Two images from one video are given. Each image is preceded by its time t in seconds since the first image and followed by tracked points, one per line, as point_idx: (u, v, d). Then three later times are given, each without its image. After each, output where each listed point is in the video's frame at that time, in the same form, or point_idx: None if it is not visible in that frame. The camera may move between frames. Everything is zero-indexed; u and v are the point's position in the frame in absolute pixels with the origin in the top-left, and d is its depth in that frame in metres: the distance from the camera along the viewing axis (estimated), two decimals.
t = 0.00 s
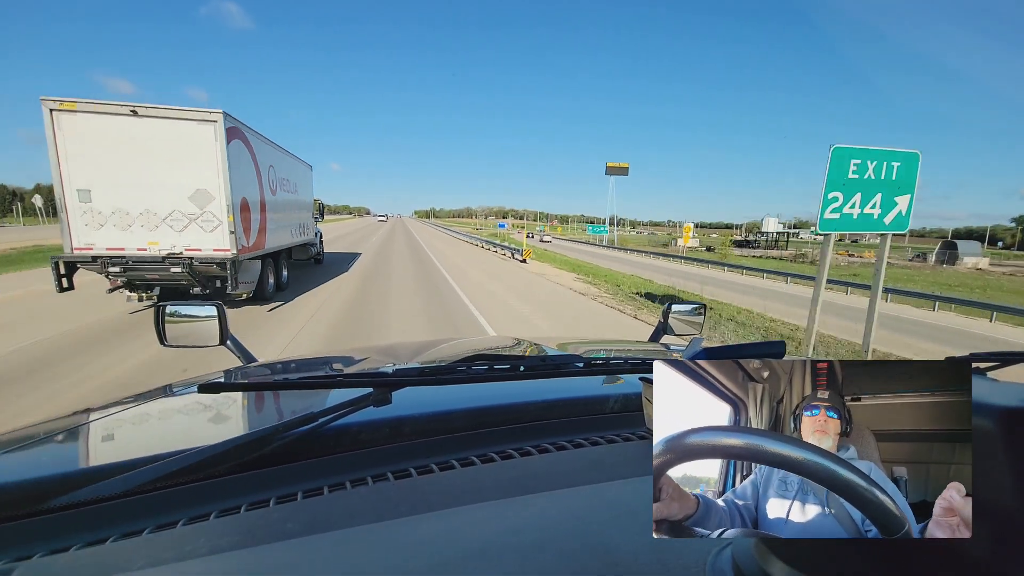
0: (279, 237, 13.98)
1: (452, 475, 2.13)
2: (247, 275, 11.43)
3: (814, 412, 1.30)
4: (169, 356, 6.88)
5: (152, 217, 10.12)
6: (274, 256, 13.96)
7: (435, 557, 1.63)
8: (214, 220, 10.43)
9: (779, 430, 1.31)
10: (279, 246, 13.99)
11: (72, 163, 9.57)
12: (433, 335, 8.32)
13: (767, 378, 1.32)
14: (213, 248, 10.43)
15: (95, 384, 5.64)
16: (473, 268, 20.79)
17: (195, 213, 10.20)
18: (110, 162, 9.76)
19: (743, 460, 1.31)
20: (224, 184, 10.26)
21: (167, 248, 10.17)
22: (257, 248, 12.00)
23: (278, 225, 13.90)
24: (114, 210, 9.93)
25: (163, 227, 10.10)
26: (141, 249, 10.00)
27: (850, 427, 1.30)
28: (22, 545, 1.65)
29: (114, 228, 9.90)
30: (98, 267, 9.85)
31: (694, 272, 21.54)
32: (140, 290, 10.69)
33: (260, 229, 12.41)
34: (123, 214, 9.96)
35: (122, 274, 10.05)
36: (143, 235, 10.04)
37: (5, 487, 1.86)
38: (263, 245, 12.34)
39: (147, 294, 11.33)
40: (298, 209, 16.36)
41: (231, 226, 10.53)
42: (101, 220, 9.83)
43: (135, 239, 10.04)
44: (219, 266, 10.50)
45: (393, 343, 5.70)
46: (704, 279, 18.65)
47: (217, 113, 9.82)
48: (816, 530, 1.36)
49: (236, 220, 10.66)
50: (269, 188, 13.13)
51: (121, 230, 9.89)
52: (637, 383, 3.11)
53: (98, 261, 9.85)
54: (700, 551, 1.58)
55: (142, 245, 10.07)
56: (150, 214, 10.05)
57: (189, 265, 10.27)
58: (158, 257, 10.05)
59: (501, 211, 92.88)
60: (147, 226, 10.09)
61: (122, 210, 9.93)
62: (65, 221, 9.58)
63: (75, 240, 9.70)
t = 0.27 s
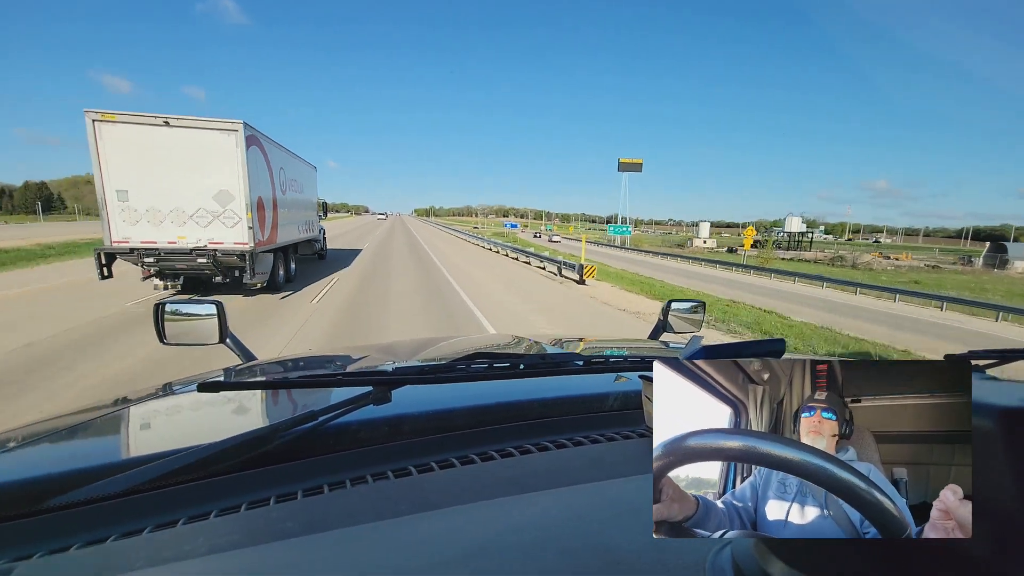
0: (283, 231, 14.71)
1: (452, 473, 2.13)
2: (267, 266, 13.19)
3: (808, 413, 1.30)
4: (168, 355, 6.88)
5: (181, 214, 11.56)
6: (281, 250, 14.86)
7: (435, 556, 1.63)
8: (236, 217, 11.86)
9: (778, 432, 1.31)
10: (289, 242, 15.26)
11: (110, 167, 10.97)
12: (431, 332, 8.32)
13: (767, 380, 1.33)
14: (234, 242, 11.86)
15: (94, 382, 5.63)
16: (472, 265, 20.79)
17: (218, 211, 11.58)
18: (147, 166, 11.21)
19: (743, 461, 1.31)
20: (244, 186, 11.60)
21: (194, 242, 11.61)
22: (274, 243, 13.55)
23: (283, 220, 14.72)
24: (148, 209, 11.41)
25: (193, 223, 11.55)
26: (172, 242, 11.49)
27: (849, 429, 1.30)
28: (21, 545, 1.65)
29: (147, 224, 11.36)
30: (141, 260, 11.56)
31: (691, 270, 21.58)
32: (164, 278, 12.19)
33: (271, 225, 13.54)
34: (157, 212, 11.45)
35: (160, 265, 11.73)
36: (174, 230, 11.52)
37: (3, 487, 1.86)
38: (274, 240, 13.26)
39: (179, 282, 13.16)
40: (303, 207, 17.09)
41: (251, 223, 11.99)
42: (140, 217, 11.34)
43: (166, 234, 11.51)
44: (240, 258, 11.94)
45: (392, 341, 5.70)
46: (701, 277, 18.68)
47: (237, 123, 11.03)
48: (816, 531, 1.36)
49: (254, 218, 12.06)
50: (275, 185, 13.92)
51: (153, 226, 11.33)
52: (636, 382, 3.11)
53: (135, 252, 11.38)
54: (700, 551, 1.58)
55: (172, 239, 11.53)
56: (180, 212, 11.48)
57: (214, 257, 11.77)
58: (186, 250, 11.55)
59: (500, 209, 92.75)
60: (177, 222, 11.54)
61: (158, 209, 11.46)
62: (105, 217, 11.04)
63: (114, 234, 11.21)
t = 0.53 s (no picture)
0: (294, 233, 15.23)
1: (451, 475, 2.13)
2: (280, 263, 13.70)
3: (809, 412, 1.30)
4: (169, 357, 6.88)
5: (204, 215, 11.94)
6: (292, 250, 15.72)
7: (434, 557, 1.63)
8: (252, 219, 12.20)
9: (778, 430, 1.31)
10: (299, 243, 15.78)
11: (140, 171, 11.40)
12: (432, 335, 8.32)
13: (767, 378, 1.32)
14: (252, 243, 12.23)
15: (94, 384, 5.63)
16: (473, 269, 20.79)
17: (237, 213, 11.92)
18: (173, 170, 11.60)
19: (743, 459, 1.31)
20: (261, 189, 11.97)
21: (216, 241, 12.01)
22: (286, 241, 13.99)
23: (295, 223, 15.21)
24: (176, 210, 11.81)
25: (215, 224, 11.93)
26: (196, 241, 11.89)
27: (848, 427, 1.30)
28: (22, 546, 1.65)
29: (174, 225, 11.77)
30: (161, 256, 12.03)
31: (692, 273, 21.58)
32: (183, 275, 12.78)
33: (283, 226, 13.92)
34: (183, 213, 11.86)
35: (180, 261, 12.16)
36: (198, 231, 11.90)
37: (4, 488, 1.86)
38: (285, 240, 13.76)
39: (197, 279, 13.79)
40: (311, 211, 17.63)
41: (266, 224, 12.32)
42: (168, 218, 11.75)
43: (191, 234, 11.90)
44: (256, 255, 12.38)
45: (393, 344, 5.69)
46: (702, 280, 18.67)
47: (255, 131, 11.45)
48: (815, 530, 1.35)
49: (271, 219, 12.43)
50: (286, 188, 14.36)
51: (178, 226, 11.71)
52: (637, 384, 3.11)
53: (164, 251, 11.81)
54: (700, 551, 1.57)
55: (196, 239, 11.93)
56: (202, 214, 11.87)
57: (233, 255, 12.19)
58: (208, 248, 11.93)
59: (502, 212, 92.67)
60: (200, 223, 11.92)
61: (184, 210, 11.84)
62: (136, 218, 11.48)
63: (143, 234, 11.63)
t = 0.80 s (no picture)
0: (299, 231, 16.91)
1: (452, 475, 2.13)
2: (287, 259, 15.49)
3: (807, 413, 1.30)
4: (169, 357, 6.89)
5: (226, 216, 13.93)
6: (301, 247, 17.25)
7: (435, 557, 1.63)
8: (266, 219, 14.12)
9: (778, 431, 1.31)
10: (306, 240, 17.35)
11: (172, 178, 13.39)
12: (431, 335, 8.35)
13: (766, 379, 1.32)
14: (265, 240, 14.16)
15: (95, 384, 5.65)
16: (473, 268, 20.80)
17: (253, 214, 13.89)
18: (204, 177, 13.66)
19: (743, 460, 1.31)
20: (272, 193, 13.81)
21: (236, 238, 13.99)
22: (291, 239, 15.64)
23: (302, 222, 16.91)
24: (198, 211, 13.68)
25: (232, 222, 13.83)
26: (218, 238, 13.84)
27: (847, 428, 1.30)
28: (22, 546, 1.65)
29: (197, 224, 13.66)
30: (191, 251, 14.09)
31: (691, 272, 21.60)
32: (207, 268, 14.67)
33: (290, 226, 15.58)
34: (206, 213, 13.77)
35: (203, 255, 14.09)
36: (219, 229, 13.84)
37: (4, 488, 1.86)
38: (291, 238, 15.47)
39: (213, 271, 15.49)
40: (319, 211, 18.97)
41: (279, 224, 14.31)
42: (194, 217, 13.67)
43: (212, 232, 13.83)
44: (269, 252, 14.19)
45: (393, 344, 5.71)
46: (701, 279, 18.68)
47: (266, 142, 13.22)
48: (815, 531, 1.35)
49: (281, 219, 14.35)
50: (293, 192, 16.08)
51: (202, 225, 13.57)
52: (638, 383, 3.11)
53: (188, 246, 13.70)
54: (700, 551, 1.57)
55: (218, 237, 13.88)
56: (222, 215, 13.82)
57: (250, 251, 14.15)
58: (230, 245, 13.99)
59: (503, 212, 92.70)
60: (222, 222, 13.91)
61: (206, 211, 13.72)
62: (166, 218, 13.36)
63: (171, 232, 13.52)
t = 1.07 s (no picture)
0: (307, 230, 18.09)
1: (452, 475, 2.13)
2: (297, 255, 16.71)
3: (805, 413, 1.31)
4: (169, 357, 6.90)
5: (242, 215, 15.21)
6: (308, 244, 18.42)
7: (435, 557, 1.63)
8: (278, 218, 15.40)
9: (778, 431, 1.31)
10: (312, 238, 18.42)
11: (192, 182, 14.69)
12: (431, 334, 8.37)
13: (766, 379, 1.32)
14: (278, 237, 15.36)
15: (95, 384, 5.66)
16: (473, 268, 20.81)
17: (267, 213, 15.11)
18: (222, 180, 14.96)
19: (743, 460, 1.31)
20: (285, 194, 15.09)
21: (251, 235, 15.24)
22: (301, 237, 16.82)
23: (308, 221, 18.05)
24: (218, 211, 14.96)
25: (248, 221, 15.11)
26: (234, 235, 15.09)
27: (846, 428, 1.30)
28: (23, 545, 1.65)
29: (217, 223, 14.92)
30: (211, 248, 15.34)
31: (690, 271, 21.62)
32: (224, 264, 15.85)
33: (299, 224, 16.79)
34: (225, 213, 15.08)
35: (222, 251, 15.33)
36: (236, 227, 15.10)
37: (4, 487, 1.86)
38: (302, 236, 16.69)
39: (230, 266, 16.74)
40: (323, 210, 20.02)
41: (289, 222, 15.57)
42: (213, 217, 14.93)
43: (230, 230, 15.10)
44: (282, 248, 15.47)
45: (392, 343, 5.71)
46: (700, 279, 18.68)
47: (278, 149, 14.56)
48: (815, 531, 1.35)
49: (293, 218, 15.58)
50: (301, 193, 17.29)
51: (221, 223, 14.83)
52: (638, 383, 3.11)
53: (208, 243, 14.94)
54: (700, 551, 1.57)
55: (234, 234, 15.11)
56: (239, 214, 15.05)
57: (264, 247, 15.38)
58: (245, 242, 15.23)
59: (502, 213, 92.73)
60: (239, 221, 15.17)
61: (225, 211, 15.01)
62: (188, 217, 14.61)
63: (192, 230, 14.73)
